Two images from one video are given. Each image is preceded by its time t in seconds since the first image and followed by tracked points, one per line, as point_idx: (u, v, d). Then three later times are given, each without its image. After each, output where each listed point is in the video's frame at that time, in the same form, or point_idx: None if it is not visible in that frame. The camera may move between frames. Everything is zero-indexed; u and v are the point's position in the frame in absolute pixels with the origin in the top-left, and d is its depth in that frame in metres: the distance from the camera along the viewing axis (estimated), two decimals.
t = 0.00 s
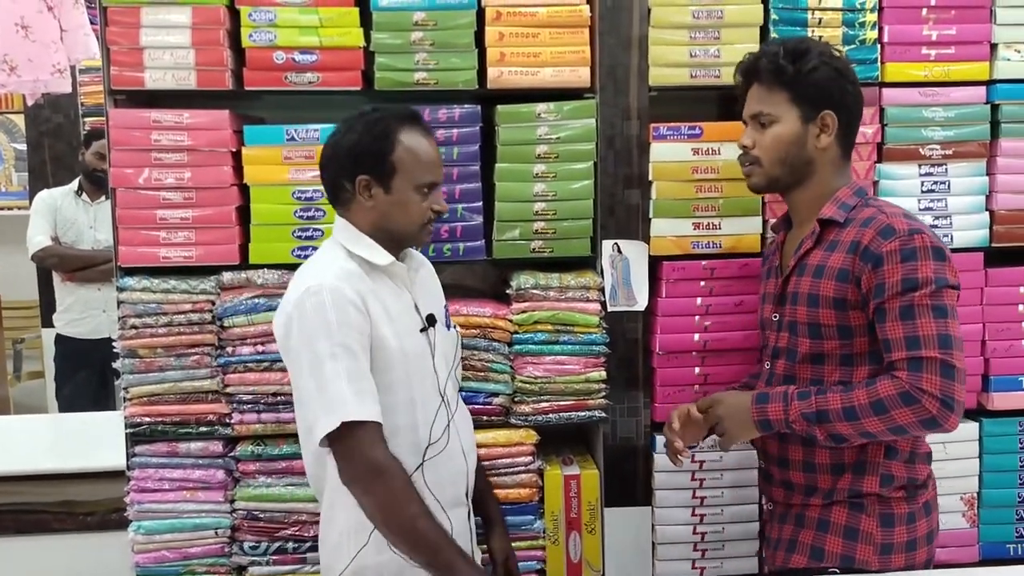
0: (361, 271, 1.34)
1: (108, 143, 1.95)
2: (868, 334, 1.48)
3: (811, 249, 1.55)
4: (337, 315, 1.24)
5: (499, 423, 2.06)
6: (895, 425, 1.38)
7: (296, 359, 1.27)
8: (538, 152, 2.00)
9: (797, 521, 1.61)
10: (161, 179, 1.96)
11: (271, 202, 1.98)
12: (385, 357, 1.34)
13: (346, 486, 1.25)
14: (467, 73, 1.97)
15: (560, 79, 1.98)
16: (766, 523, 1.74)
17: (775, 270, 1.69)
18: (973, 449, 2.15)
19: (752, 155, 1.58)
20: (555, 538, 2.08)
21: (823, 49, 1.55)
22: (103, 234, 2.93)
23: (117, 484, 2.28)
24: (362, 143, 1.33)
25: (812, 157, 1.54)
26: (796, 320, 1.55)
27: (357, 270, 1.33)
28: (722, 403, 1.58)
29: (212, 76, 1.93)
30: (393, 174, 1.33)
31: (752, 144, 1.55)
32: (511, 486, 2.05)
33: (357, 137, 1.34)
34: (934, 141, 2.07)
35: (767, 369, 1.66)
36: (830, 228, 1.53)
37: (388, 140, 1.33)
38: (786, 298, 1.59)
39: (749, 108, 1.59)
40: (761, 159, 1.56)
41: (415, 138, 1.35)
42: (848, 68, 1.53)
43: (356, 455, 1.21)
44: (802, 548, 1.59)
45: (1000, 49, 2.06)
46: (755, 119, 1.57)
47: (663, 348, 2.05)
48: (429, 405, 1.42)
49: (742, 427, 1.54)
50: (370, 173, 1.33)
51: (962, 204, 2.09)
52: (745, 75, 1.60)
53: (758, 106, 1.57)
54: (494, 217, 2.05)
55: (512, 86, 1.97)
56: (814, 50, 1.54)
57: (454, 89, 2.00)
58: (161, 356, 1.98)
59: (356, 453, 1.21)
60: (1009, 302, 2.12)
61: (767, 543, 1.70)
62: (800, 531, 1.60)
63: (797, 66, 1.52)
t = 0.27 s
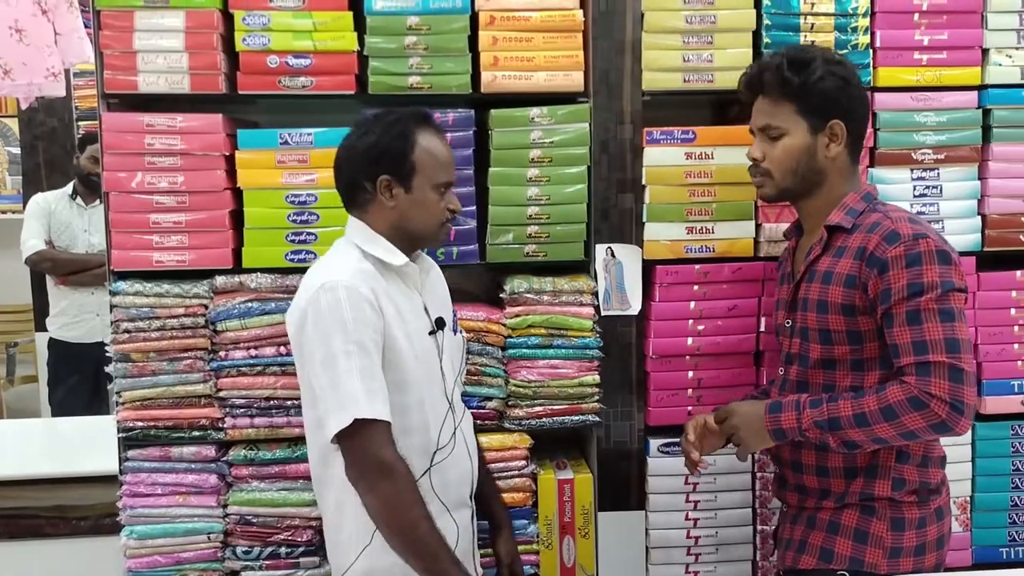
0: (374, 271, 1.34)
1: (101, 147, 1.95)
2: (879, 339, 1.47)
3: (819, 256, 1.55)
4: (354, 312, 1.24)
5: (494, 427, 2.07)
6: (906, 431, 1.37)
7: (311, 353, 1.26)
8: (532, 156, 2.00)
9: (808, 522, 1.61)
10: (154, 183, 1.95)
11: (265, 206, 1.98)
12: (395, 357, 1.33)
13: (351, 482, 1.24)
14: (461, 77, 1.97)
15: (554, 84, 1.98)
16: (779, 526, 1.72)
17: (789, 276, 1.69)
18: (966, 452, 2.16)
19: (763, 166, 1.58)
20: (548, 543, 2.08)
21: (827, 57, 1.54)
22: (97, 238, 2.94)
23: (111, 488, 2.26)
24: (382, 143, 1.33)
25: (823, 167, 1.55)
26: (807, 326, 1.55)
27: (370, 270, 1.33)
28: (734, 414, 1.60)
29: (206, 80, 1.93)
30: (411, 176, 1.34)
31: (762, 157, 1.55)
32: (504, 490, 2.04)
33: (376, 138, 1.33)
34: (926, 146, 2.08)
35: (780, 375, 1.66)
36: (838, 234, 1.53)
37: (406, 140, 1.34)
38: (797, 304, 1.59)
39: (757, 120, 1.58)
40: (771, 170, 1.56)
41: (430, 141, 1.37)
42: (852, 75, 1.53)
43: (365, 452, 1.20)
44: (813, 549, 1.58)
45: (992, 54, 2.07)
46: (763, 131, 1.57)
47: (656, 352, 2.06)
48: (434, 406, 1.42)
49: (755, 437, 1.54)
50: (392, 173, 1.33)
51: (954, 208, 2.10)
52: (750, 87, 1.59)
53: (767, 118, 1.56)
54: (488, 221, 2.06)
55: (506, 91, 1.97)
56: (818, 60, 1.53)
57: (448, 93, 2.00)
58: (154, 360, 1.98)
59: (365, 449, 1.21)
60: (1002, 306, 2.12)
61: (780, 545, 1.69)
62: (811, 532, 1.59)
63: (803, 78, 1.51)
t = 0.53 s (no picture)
0: (381, 269, 1.34)
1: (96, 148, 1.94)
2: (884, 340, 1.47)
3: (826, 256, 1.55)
4: (361, 309, 1.24)
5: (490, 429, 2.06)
6: (906, 432, 1.37)
7: (319, 349, 1.26)
8: (528, 157, 2.00)
9: (812, 523, 1.61)
10: (150, 184, 1.95)
11: (260, 208, 1.98)
12: (401, 355, 1.34)
13: (352, 480, 1.24)
14: (457, 79, 1.98)
15: (550, 85, 1.98)
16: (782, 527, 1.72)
17: (796, 278, 1.70)
18: (962, 454, 2.16)
19: (779, 168, 1.56)
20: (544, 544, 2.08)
21: (837, 58, 1.55)
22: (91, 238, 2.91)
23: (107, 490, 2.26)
24: (388, 142, 1.34)
25: (839, 166, 1.55)
26: (812, 326, 1.55)
27: (378, 268, 1.33)
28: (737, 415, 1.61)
29: (201, 81, 1.92)
30: (417, 175, 1.34)
31: (780, 158, 1.54)
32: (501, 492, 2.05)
33: (382, 138, 1.34)
34: (921, 148, 2.08)
35: (786, 375, 1.66)
36: (846, 235, 1.53)
37: (411, 141, 1.35)
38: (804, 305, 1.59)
39: (772, 121, 1.57)
40: (789, 172, 1.55)
41: (435, 142, 1.37)
42: (862, 76, 1.55)
43: (368, 450, 1.21)
44: (817, 550, 1.58)
45: (987, 56, 2.08)
46: (779, 132, 1.56)
47: (652, 353, 2.06)
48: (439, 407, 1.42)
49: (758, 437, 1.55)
50: (395, 172, 1.34)
51: (949, 210, 2.10)
52: (764, 88, 1.58)
53: (783, 119, 1.55)
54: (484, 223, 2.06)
55: (502, 92, 1.98)
56: (831, 60, 1.54)
57: (444, 94, 2.00)
58: (149, 362, 1.98)
59: (369, 447, 1.21)
60: (997, 307, 2.13)
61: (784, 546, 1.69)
62: (815, 533, 1.60)
63: (822, 78, 1.51)
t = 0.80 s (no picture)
0: (378, 268, 1.34)
1: (95, 147, 1.94)
2: (885, 339, 1.47)
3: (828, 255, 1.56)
4: (360, 306, 1.24)
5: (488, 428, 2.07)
6: (908, 433, 1.37)
7: (317, 347, 1.26)
8: (526, 157, 2.01)
9: (812, 521, 1.61)
10: (148, 183, 1.95)
11: (258, 207, 1.98)
12: (399, 353, 1.34)
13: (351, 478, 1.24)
14: (456, 78, 1.98)
15: (548, 85, 1.98)
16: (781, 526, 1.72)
17: (797, 276, 1.70)
18: (959, 453, 2.16)
19: (785, 168, 1.56)
20: (542, 543, 2.08)
21: (847, 59, 1.55)
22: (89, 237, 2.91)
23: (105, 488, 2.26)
24: (384, 143, 1.34)
25: (845, 167, 1.55)
26: (813, 325, 1.55)
27: (375, 267, 1.33)
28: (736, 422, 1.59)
29: (199, 80, 1.92)
30: (413, 175, 1.34)
31: (787, 158, 1.53)
32: (499, 491, 2.04)
33: (378, 138, 1.34)
34: (919, 147, 2.08)
35: (786, 374, 1.66)
36: (849, 234, 1.53)
37: (407, 141, 1.34)
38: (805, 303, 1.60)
39: (780, 121, 1.56)
40: (795, 172, 1.55)
41: (430, 142, 1.37)
42: (870, 77, 1.55)
43: (366, 448, 1.21)
44: (816, 548, 1.58)
45: (984, 56, 2.08)
46: (786, 131, 1.55)
47: (651, 352, 2.06)
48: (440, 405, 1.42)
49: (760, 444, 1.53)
50: (391, 172, 1.34)
51: (947, 209, 2.11)
52: (773, 86, 1.56)
53: (791, 119, 1.54)
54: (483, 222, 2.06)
55: (500, 91, 1.98)
56: (841, 61, 1.53)
57: (442, 94, 2.00)
58: (147, 361, 1.98)
59: (368, 444, 1.21)
60: (995, 307, 2.13)
61: (782, 545, 1.69)
62: (814, 531, 1.60)
63: (833, 79, 1.51)
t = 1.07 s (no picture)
0: (369, 266, 1.34)
1: (94, 144, 1.94)
2: (878, 339, 1.47)
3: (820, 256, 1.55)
4: (351, 306, 1.23)
5: (487, 425, 2.07)
6: (904, 438, 1.36)
7: (307, 346, 1.26)
8: (525, 155, 2.01)
9: (805, 518, 1.60)
10: (147, 180, 1.95)
11: (257, 204, 1.98)
12: (391, 352, 1.33)
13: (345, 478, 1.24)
14: (454, 75, 1.98)
15: (548, 83, 1.99)
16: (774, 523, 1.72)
17: (791, 275, 1.69)
18: (957, 452, 2.17)
19: (772, 165, 1.57)
20: (540, 541, 2.08)
21: (844, 58, 1.52)
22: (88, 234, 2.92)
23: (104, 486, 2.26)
24: (367, 138, 1.34)
25: (833, 169, 1.54)
26: (807, 325, 1.55)
27: (367, 265, 1.33)
28: (724, 449, 1.56)
29: (198, 77, 1.92)
30: (397, 170, 1.34)
31: (772, 155, 1.54)
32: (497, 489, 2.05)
33: (359, 134, 1.35)
34: (917, 146, 2.09)
35: (779, 372, 1.66)
36: (842, 233, 1.52)
37: (393, 136, 1.34)
38: (798, 302, 1.59)
39: (771, 117, 1.56)
40: (780, 170, 1.55)
41: (415, 137, 1.36)
42: (869, 78, 1.52)
43: (356, 447, 1.20)
44: (808, 543, 1.58)
45: (983, 54, 2.08)
46: (776, 129, 1.55)
47: (650, 350, 2.06)
48: (434, 404, 1.42)
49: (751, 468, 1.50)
50: (376, 167, 1.33)
51: (946, 208, 2.11)
52: (765, 83, 1.56)
53: (780, 117, 1.54)
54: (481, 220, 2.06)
55: (499, 89, 1.98)
56: (836, 60, 1.51)
57: (441, 91, 2.00)
58: (146, 358, 1.98)
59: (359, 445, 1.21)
60: (992, 306, 2.13)
61: (774, 541, 1.68)
62: (807, 526, 1.59)
63: (822, 79, 1.49)
